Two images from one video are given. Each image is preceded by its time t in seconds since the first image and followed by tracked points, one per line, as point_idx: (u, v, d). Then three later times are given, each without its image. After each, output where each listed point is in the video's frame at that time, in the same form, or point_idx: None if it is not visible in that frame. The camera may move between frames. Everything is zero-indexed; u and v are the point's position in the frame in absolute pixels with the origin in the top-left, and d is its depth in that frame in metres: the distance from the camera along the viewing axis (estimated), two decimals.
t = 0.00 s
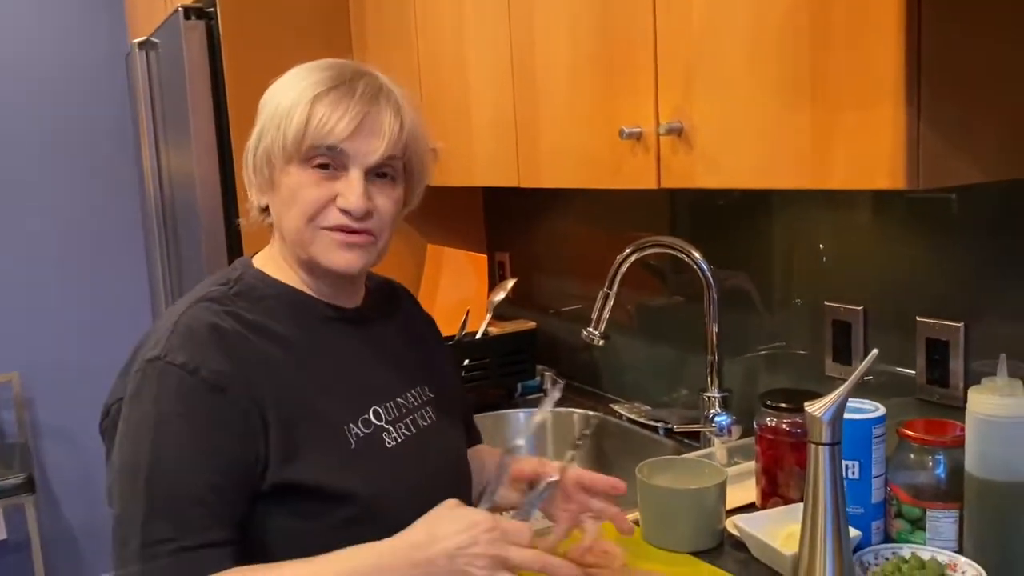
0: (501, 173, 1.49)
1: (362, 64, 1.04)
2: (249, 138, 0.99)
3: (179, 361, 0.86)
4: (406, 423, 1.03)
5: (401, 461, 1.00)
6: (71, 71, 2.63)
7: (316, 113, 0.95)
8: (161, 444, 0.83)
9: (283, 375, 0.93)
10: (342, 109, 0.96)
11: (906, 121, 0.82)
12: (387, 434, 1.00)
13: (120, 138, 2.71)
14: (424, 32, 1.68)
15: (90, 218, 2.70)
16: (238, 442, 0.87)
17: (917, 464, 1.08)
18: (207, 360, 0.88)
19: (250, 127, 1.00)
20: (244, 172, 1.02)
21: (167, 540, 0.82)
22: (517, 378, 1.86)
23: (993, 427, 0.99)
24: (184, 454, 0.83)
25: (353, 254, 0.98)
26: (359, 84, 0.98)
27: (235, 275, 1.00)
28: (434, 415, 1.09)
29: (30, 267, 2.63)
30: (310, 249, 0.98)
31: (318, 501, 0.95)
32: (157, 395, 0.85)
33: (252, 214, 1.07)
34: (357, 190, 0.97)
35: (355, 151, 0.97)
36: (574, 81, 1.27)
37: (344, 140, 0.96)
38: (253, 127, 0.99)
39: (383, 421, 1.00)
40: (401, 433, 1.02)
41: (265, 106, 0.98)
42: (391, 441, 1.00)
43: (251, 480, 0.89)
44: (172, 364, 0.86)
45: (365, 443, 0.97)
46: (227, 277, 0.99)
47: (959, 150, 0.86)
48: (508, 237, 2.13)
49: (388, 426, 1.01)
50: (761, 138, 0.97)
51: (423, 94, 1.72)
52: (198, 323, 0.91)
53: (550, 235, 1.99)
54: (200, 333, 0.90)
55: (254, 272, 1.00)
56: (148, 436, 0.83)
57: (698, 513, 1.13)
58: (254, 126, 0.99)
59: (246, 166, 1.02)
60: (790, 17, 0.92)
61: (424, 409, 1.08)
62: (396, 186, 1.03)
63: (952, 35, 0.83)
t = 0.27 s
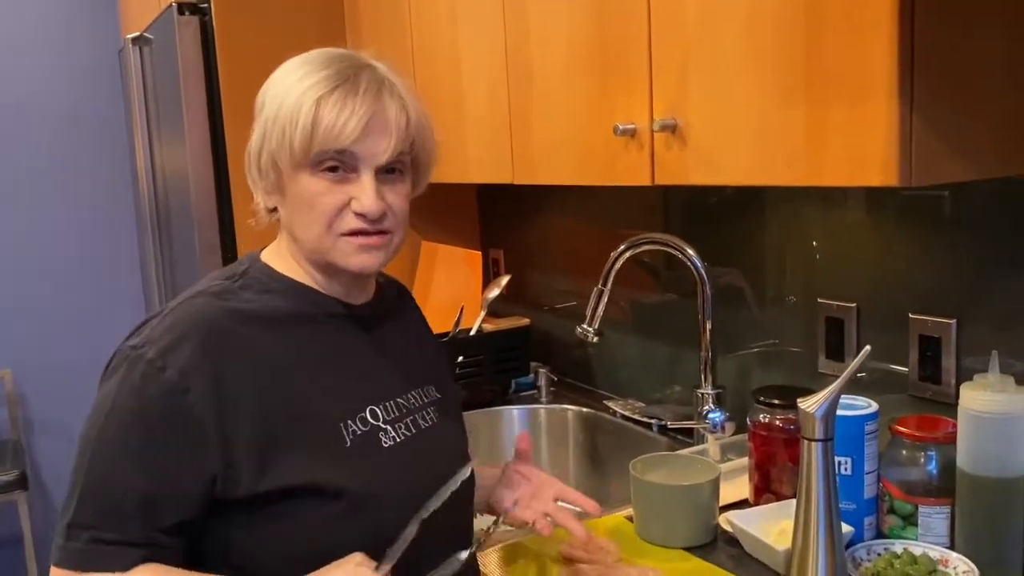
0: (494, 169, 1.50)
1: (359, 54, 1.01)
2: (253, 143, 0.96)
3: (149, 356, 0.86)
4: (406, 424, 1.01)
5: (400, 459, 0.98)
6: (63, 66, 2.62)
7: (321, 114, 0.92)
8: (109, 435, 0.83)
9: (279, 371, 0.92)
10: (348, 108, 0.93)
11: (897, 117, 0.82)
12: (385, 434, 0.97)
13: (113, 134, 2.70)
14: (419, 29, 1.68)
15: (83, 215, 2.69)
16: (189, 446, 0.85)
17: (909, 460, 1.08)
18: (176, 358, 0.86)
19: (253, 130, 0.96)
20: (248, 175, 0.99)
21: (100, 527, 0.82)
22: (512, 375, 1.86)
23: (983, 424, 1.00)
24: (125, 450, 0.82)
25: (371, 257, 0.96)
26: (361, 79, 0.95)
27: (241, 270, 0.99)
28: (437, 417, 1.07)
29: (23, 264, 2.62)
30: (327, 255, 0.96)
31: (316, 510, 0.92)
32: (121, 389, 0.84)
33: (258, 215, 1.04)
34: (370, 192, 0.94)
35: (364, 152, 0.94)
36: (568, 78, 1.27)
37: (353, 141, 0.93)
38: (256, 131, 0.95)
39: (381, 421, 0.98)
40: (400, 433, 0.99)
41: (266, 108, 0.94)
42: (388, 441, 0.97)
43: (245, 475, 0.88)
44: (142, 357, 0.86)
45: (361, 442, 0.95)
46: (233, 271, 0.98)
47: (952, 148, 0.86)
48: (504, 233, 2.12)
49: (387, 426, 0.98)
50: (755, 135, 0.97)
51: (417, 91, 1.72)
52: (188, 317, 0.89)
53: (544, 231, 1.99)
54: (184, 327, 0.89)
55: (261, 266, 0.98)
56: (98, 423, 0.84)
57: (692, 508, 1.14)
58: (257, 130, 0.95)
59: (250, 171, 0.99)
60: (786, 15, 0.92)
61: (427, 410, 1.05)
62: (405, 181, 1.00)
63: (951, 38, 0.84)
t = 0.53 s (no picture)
0: (491, 166, 1.50)
1: (353, 46, 1.01)
2: (246, 134, 0.96)
3: (143, 353, 0.85)
4: (401, 421, 1.01)
5: (397, 456, 0.98)
6: (58, 62, 2.61)
7: (313, 104, 0.92)
8: (103, 434, 0.82)
9: (275, 367, 0.92)
10: (339, 98, 0.92)
11: (894, 113, 0.82)
12: (379, 432, 0.97)
13: (108, 131, 2.69)
14: (416, 26, 1.67)
15: (78, 213, 2.68)
16: (186, 443, 0.85)
17: (904, 456, 1.09)
18: (168, 356, 0.86)
19: (246, 122, 0.96)
20: (240, 167, 0.99)
21: (96, 525, 0.82)
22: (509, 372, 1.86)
23: (980, 418, 1.00)
24: (120, 448, 0.82)
25: (363, 250, 0.96)
26: (353, 70, 0.95)
27: (235, 265, 0.98)
28: (436, 412, 1.07)
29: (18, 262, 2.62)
30: (319, 248, 0.96)
31: (315, 505, 0.92)
32: (113, 387, 0.84)
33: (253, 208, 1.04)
34: (362, 183, 0.94)
35: (355, 143, 0.94)
36: (566, 74, 1.27)
37: (344, 132, 0.93)
38: (249, 123, 0.95)
39: (375, 418, 0.98)
40: (396, 430, 0.99)
41: (259, 99, 0.94)
42: (382, 439, 0.97)
43: (240, 473, 0.88)
44: (135, 354, 0.85)
45: (355, 439, 0.95)
46: (227, 267, 0.98)
47: (949, 144, 0.86)
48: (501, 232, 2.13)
49: (382, 423, 0.98)
50: (752, 131, 0.97)
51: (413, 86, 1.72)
52: (180, 314, 0.89)
53: (540, 228, 1.99)
54: (177, 323, 0.88)
55: (255, 261, 0.98)
56: (92, 421, 0.83)
57: (687, 503, 1.14)
58: (250, 121, 0.95)
59: (244, 163, 0.99)
60: (782, 11, 0.92)
61: (425, 406, 1.05)
62: (398, 174, 1.00)
63: (951, 35, 0.84)
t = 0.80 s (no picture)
0: (488, 165, 1.50)
1: (357, 43, 1.01)
2: (246, 131, 0.96)
3: (139, 353, 0.85)
4: (399, 422, 1.00)
5: (394, 456, 0.98)
6: (54, 59, 2.60)
7: (313, 101, 0.92)
8: (99, 434, 0.82)
9: (273, 366, 0.92)
10: (340, 95, 0.92)
11: (892, 114, 0.83)
12: (376, 433, 0.97)
13: (104, 129, 2.68)
14: (414, 24, 1.67)
15: (73, 210, 2.67)
16: (182, 444, 0.85)
17: (900, 454, 1.09)
18: (164, 355, 0.86)
19: (247, 119, 0.96)
20: (241, 164, 0.99)
21: (89, 525, 0.82)
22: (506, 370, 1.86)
23: (976, 416, 1.00)
24: (115, 448, 0.82)
25: (362, 249, 0.95)
26: (355, 67, 0.95)
27: (233, 264, 0.98)
28: (433, 412, 1.07)
29: (14, 260, 2.61)
30: (317, 246, 0.95)
31: (312, 505, 0.92)
32: (109, 387, 0.84)
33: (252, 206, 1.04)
34: (362, 182, 0.94)
35: (356, 141, 0.94)
36: (564, 72, 1.27)
37: (345, 130, 0.93)
38: (250, 119, 0.95)
39: (373, 419, 0.98)
40: (393, 430, 0.99)
41: (260, 95, 0.94)
42: (379, 440, 0.97)
43: (237, 472, 0.88)
44: (132, 354, 0.85)
45: (352, 439, 0.95)
46: (224, 266, 0.98)
47: (945, 146, 0.86)
48: (498, 231, 2.13)
49: (379, 424, 0.98)
50: (750, 131, 0.98)
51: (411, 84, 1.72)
52: (177, 314, 0.89)
53: (537, 227, 1.99)
54: (174, 323, 0.88)
55: (253, 260, 0.98)
56: (87, 421, 0.83)
57: (684, 502, 1.14)
58: (251, 118, 0.95)
59: (244, 160, 0.99)
60: (781, 11, 0.93)
61: (422, 406, 1.05)
62: (399, 172, 1.00)
63: (950, 36, 0.85)
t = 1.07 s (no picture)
0: (485, 164, 1.50)
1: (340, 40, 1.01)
2: (240, 137, 0.95)
3: (140, 352, 0.85)
4: (397, 421, 1.00)
5: (393, 456, 0.98)
6: (51, 57, 2.60)
7: (310, 100, 0.92)
8: (103, 435, 0.82)
9: (272, 366, 0.92)
10: (337, 92, 0.93)
11: (890, 115, 0.83)
12: (375, 432, 0.97)
13: (100, 127, 2.68)
14: (412, 24, 1.67)
15: (69, 209, 2.66)
16: (185, 443, 0.85)
17: (896, 454, 1.09)
18: (165, 353, 0.86)
19: (238, 125, 0.95)
20: (235, 171, 0.98)
21: (93, 526, 0.82)
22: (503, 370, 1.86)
23: (971, 416, 1.01)
24: (117, 448, 0.82)
25: (372, 243, 0.96)
26: (346, 64, 0.95)
27: (231, 262, 0.98)
28: (430, 411, 1.07)
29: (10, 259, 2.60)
30: (325, 245, 0.95)
31: (311, 504, 0.92)
32: (111, 387, 0.84)
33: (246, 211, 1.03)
34: (366, 176, 0.94)
35: (356, 137, 0.94)
36: (561, 73, 1.27)
37: (345, 127, 0.93)
38: (243, 125, 0.95)
39: (371, 419, 0.98)
40: (391, 431, 0.99)
41: (251, 99, 0.94)
42: (378, 439, 0.97)
43: (237, 473, 0.88)
44: (133, 353, 0.85)
45: (351, 440, 0.95)
46: (222, 264, 0.98)
47: (942, 146, 0.87)
48: (495, 230, 2.14)
49: (377, 424, 0.98)
50: (747, 132, 0.98)
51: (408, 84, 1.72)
52: (177, 313, 0.89)
53: (534, 226, 1.99)
54: (173, 321, 0.88)
55: (251, 259, 0.98)
56: (89, 423, 0.83)
57: (682, 501, 1.14)
58: (244, 123, 0.94)
59: (237, 167, 0.98)
60: (777, 12, 0.93)
61: (420, 406, 1.06)
62: (398, 165, 1.01)
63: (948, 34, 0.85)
